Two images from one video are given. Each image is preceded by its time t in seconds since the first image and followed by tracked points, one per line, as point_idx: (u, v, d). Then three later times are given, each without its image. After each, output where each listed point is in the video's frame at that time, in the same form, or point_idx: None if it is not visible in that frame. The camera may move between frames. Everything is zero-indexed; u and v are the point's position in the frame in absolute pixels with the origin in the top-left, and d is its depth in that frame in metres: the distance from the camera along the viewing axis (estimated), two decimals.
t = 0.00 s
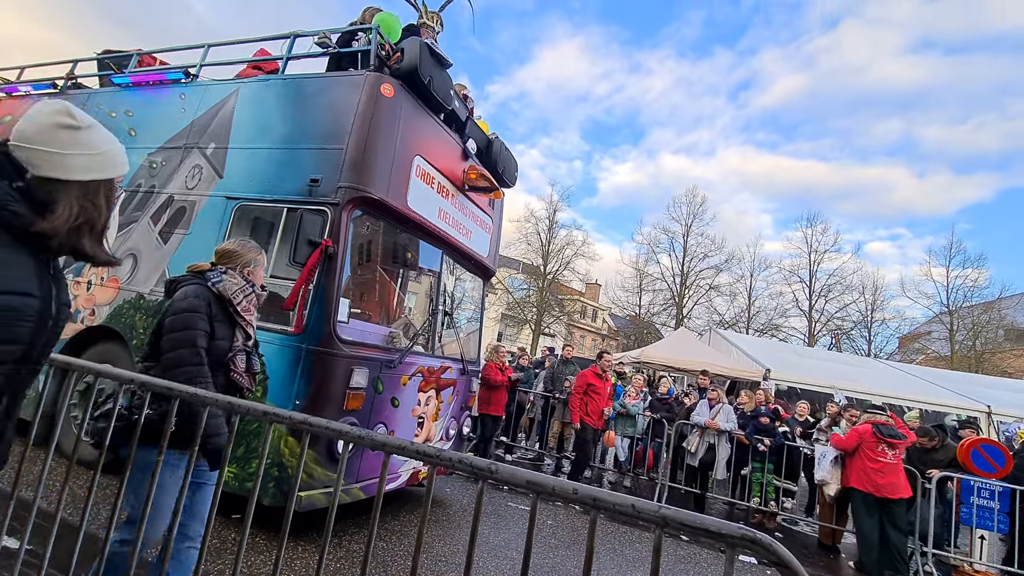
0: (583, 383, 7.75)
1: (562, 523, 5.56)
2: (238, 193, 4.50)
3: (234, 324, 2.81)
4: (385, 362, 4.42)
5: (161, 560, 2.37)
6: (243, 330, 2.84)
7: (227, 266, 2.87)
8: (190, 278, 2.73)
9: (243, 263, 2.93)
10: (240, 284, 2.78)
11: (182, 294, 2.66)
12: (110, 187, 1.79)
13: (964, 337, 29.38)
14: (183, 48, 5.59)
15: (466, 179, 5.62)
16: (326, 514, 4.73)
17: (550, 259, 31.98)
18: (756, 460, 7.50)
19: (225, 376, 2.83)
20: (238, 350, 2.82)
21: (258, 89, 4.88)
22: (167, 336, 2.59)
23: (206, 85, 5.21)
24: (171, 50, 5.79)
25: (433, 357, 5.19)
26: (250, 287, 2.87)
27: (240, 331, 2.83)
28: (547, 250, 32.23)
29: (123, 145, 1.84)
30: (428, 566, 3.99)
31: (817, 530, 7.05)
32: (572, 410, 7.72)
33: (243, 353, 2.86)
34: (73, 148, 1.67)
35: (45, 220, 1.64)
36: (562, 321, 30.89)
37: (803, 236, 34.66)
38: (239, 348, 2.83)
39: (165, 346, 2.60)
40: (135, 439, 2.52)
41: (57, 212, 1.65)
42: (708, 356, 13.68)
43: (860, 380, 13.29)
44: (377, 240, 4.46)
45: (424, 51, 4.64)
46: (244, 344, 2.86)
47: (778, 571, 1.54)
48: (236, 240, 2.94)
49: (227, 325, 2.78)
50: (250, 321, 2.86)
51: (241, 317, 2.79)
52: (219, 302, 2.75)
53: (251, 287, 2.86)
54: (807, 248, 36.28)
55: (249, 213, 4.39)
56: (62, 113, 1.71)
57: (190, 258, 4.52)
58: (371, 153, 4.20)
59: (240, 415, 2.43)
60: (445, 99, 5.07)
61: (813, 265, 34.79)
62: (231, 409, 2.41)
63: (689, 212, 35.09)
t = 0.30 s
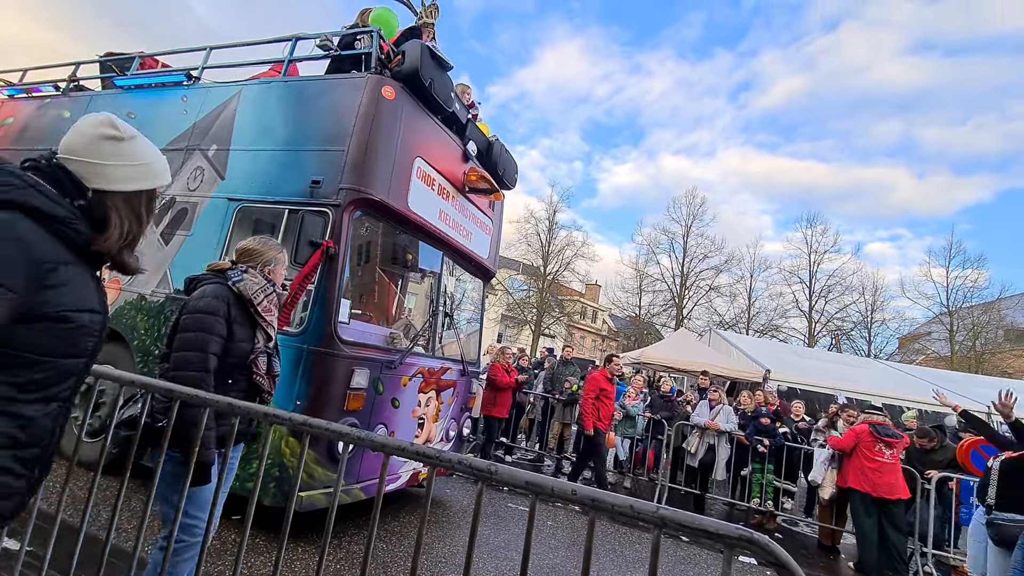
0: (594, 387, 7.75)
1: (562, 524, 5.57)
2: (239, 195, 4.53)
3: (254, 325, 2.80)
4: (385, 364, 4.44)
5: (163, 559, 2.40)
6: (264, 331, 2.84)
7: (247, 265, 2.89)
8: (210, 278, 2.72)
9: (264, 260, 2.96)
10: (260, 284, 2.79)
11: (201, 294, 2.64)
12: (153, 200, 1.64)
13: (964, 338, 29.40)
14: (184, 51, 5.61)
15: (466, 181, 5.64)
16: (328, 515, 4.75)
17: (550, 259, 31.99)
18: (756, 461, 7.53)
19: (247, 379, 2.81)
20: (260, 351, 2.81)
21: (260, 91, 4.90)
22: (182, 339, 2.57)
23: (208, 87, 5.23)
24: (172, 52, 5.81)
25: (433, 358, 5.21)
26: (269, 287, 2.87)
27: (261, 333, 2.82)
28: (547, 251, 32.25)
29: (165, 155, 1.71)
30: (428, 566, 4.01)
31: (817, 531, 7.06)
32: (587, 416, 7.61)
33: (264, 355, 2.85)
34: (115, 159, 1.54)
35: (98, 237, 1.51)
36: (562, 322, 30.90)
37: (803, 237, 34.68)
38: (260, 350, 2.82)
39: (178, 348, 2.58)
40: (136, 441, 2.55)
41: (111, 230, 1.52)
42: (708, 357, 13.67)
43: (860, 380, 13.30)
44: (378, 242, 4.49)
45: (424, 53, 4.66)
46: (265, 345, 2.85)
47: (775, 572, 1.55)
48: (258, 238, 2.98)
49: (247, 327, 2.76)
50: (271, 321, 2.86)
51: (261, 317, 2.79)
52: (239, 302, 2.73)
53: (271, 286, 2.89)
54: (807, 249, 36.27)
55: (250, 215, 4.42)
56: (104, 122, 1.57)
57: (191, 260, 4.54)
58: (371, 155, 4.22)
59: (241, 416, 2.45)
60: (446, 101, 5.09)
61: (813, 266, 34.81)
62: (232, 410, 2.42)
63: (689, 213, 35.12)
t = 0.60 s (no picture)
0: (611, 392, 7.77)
1: (562, 525, 5.57)
2: (239, 197, 4.53)
3: (278, 331, 2.78)
4: (385, 365, 4.43)
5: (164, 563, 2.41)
6: (289, 337, 2.82)
7: (270, 269, 2.84)
8: (233, 283, 2.67)
9: (288, 264, 2.91)
10: (285, 289, 2.79)
11: (227, 301, 2.59)
12: (197, 201, 1.67)
13: (965, 338, 29.39)
14: (183, 53, 5.62)
15: (466, 183, 5.64)
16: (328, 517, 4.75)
17: (550, 260, 31.98)
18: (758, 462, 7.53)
19: (271, 386, 2.79)
20: (285, 358, 2.80)
21: (259, 93, 4.90)
22: (211, 348, 2.53)
23: (207, 90, 5.24)
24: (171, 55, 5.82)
25: (433, 359, 5.21)
26: (293, 291, 2.88)
27: (286, 338, 2.80)
28: (547, 252, 32.24)
29: (200, 153, 1.71)
30: (428, 568, 4.00)
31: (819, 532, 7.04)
32: (608, 424, 7.61)
33: (288, 361, 2.85)
34: (164, 165, 1.55)
35: (157, 249, 1.55)
36: (563, 323, 30.87)
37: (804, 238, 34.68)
38: (286, 355, 2.81)
39: (206, 356, 2.54)
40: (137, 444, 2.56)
41: (170, 240, 1.58)
42: (708, 358, 13.64)
43: (860, 381, 13.29)
44: (378, 244, 4.49)
45: (423, 55, 4.66)
46: (289, 351, 2.83)
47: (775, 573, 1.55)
48: (280, 240, 2.91)
49: (273, 334, 2.75)
50: (294, 326, 2.84)
51: (287, 323, 2.78)
52: (267, 309, 2.71)
53: (293, 290, 2.87)
54: (808, 249, 36.25)
55: (250, 217, 4.42)
56: (147, 126, 1.56)
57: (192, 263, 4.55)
58: (370, 156, 4.22)
59: (241, 421, 2.43)
60: (445, 103, 5.09)
61: (813, 266, 34.79)
62: (232, 414, 2.41)
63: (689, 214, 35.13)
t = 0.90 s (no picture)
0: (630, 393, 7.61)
1: (564, 527, 5.56)
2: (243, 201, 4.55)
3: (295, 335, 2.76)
4: (388, 367, 4.45)
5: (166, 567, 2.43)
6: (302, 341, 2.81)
7: (289, 275, 2.82)
8: (262, 287, 2.55)
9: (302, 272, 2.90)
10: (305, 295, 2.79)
11: (262, 308, 2.48)
12: (250, 207, 1.64)
13: (968, 339, 29.29)
14: (187, 58, 5.66)
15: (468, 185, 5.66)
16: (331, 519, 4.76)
17: (552, 262, 31.98)
18: (761, 464, 7.52)
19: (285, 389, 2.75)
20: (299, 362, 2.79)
21: (263, 97, 4.93)
22: (250, 358, 2.44)
23: (211, 94, 5.27)
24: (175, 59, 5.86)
25: (436, 361, 5.22)
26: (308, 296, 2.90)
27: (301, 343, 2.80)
28: (549, 254, 32.24)
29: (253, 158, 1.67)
30: (431, 570, 4.01)
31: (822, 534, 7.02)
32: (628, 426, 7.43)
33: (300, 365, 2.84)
34: (225, 174, 1.52)
35: (218, 261, 1.53)
36: (564, 324, 30.83)
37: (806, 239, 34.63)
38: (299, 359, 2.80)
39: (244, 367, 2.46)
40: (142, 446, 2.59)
41: (231, 250, 1.56)
42: (710, 359, 13.63)
43: (864, 382, 13.26)
44: (380, 246, 4.50)
45: (425, 58, 4.68)
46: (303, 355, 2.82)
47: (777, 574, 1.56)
48: (291, 245, 2.89)
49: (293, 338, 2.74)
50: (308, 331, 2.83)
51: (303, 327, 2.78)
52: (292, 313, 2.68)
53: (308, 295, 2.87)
54: (810, 251, 36.19)
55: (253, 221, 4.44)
56: (209, 133, 1.51)
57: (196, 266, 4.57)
58: (374, 160, 4.24)
59: (244, 423, 2.44)
60: (448, 106, 5.11)
61: (816, 267, 34.73)
62: (236, 416, 2.42)
63: (691, 216, 35.12)
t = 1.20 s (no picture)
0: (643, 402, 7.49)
1: (566, 530, 5.55)
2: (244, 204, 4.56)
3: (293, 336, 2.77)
4: (388, 370, 4.45)
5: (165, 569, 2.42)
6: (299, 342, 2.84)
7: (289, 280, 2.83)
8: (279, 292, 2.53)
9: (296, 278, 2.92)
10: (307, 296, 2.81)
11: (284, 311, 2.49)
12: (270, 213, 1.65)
13: (971, 342, 29.22)
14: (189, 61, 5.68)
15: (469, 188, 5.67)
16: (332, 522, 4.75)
17: (553, 265, 31.97)
18: (763, 467, 7.51)
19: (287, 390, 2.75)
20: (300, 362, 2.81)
21: (263, 101, 4.94)
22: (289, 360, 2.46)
23: (213, 98, 5.29)
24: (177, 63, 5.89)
25: (437, 364, 5.22)
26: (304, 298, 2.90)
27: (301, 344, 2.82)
28: (550, 257, 32.23)
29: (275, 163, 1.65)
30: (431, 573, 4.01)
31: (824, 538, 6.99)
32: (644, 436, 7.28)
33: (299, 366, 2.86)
34: (250, 185, 1.52)
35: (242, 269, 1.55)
36: (566, 327, 30.80)
37: (807, 242, 34.61)
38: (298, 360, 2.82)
39: (279, 370, 2.44)
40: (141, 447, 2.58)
41: (254, 258, 1.58)
42: (712, 362, 13.61)
43: (865, 385, 13.23)
44: (381, 248, 4.51)
45: (426, 62, 4.69)
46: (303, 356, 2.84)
47: None
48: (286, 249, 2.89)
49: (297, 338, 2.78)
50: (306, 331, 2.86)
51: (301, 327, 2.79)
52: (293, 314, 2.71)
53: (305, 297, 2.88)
54: (812, 254, 36.17)
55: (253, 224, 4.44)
56: (235, 142, 1.50)
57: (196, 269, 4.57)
58: (375, 163, 4.25)
59: (246, 424, 2.43)
60: (449, 109, 5.13)
61: (817, 270, 34.69)
62: (236, 418, 2.40)
63: (692, 219, 35.12)
